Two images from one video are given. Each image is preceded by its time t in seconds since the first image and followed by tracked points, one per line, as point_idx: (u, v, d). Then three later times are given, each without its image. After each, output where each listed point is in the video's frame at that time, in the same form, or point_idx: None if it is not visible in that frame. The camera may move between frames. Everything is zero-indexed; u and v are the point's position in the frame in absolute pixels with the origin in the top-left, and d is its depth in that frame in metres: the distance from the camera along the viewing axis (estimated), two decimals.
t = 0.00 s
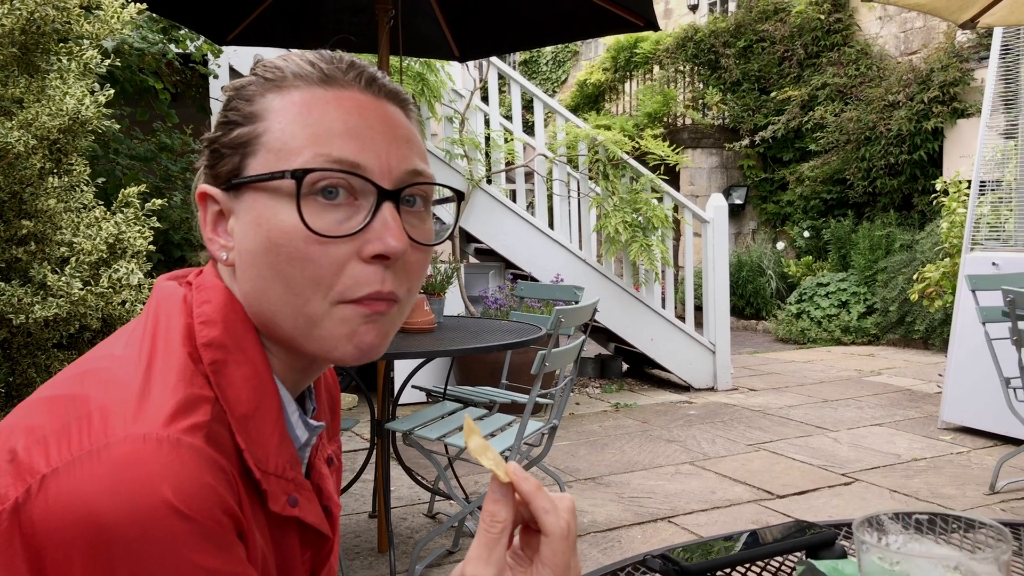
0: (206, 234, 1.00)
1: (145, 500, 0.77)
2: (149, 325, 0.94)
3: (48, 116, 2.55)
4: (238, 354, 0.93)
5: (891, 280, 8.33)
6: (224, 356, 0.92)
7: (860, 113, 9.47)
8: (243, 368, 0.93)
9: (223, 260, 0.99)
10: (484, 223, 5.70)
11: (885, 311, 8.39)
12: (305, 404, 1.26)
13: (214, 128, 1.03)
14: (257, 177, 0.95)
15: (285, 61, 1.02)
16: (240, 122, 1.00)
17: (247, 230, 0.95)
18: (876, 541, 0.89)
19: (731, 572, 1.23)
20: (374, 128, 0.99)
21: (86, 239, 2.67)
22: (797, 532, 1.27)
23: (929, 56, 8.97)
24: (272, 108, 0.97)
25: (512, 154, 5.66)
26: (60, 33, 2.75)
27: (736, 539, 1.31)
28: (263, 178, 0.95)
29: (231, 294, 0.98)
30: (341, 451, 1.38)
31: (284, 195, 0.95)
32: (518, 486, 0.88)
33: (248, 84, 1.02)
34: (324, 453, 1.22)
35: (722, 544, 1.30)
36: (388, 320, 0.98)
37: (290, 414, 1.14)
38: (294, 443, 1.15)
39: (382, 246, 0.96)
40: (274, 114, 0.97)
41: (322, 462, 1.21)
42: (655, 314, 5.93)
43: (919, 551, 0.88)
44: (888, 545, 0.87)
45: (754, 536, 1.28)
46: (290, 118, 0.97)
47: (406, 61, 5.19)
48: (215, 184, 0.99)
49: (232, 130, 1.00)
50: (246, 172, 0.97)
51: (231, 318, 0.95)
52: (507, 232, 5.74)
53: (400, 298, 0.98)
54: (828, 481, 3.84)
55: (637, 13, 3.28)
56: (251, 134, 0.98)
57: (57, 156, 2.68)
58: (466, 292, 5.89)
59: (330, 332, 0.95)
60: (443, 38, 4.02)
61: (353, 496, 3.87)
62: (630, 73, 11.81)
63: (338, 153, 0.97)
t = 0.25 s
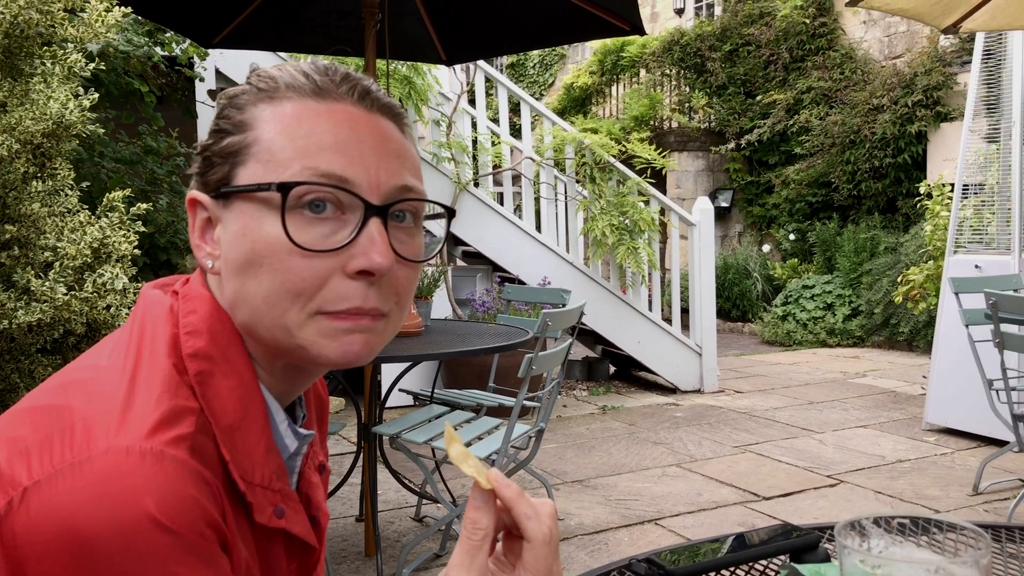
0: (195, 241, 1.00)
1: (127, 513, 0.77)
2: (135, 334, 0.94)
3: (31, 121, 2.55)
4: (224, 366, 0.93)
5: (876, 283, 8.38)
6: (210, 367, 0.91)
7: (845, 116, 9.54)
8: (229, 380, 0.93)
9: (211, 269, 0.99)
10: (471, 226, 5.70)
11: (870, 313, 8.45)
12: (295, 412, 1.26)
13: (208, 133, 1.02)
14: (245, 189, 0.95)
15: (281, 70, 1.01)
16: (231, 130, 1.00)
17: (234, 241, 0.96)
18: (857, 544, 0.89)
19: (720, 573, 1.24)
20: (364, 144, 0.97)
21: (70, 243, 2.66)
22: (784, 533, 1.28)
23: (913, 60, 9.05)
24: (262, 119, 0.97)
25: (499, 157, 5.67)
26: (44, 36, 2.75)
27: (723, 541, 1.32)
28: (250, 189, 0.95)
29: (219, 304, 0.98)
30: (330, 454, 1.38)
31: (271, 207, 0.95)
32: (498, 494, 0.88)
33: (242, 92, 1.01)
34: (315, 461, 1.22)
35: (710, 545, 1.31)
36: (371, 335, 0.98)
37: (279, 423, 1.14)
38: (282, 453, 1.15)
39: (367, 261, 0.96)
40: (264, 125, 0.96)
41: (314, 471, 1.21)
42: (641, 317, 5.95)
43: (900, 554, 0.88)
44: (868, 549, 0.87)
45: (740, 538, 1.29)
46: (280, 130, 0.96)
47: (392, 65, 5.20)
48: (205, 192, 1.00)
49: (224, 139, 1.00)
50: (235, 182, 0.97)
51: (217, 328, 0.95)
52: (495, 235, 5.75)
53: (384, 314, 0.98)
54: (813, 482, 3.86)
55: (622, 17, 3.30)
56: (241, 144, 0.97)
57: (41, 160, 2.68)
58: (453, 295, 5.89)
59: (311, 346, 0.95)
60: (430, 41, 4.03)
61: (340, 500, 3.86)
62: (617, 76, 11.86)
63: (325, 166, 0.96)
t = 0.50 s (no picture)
0: (187, 243, 1.00)
1: (122, 516, 0.76)
2: (128, 335, 0.93)
3: (19, 121, 2.54)
4: (219, 367, 0.92)
5: (866, 284, 8.42)
6: (204, 369, 0.90)
7: (835, 118, 9.58)
8: (223, 382, 0.92)
9: (203, 271, 0.99)
10: (461, 227, 5.70)
11: (860, 314, 8.49)
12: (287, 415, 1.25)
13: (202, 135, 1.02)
14: (237, 190, 0.95)
15: (275, 72, 1.00)
16: (225, 131, 0.99)
17: (225, 242, 0.95)
18: (848, 546, 0.89)
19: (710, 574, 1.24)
20: (357, 146, 0.97)
21: (58, 245, 2.64)
22: (775, 534, 1.28)
23: (902, 63, 9.09)
24: (255, 120, 0.96)
25: (490, 159, 5.67)
26: (32, 37, 2.73)
27: (714, 542, 1.32)
28: (242, 191, 0.95)
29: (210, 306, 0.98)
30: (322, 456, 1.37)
31: (263, 209, 0.94)
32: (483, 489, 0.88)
33: (236, 93, 1.01)
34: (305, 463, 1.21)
35: (701, 547, 1.31)
36: (362, 338, 0.97)
37: (272, 425, 1.13)
38: (275, 456, 1.14)
39: (358, 264, 0.96)
40: (257, 127, 0.96)
41: (303, 472, 1.19)
42: (633, 318, 5.96)
43: (891, 556, 0.88)
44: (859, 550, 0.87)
45: (731, 539, 1.29)
46: (273, 132, 0.96)
47: (383, 66, 5.19)
48: (198, 194, 0.99)
49: (217, 140, 0.99)
50: (227, 184, 0.96)
51: (211, 330, 0.94)
52: (486, 237, 5.75)
53: (375, 317, 0.98)
54: (804, 483, 3.87)
55: (614, 19, 3.30)
56: (234, 145, 0.97)
57: (29, 161, 2.66)
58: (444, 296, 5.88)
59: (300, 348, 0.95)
60: (421, 43, 4.02)
61: (331, 502, 3.85)
62: (608, 78, 11.87)
63: (317, 169, 0.96)
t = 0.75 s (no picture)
0: (189, 237, 1.00)
1: (125, 511, 0.76)
2: (128, 330, 0.92)
3: (16, 117, 2.54)
4: (220, 363, 0.92)
5: (863, 282, 8.43)
6: (205, 364, 0.90)
7: (832, 117, 9.59)
8: (224, 377, 0.92)
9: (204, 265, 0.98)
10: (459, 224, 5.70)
11: (857, 313, 8.50)
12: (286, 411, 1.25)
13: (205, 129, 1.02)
14: (239, 184, 0.94)
15: (279, 68, 1.00)
16: (228, 126, 0.99)
17: (227, 236, 0.95)
18: (849, 542, 0.89)
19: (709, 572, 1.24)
20: (360, 142, 0.97)
21: (56, 241, 2.64)
22: (772, 531, 1.28)
23: (899, 61, 9.11)
24: (260, 114, 0.96)
25: (488, 156, 5.67)
26: (30, 32, 2.73)
27: (712, 540, 1.32)
28: (245, 184, 0.94)
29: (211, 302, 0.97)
30: (321, 454, 1.36)
31: (265, 202, 0.94)
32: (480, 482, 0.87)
33: (241, 86, 1.00)
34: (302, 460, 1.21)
35: (699, 544, 1.32)
36: (363, 334, 0.97)
37: (272, 421, 1.13)
38: (276, 451, 1.14)
39: (360, 258, 0.95)
40: (261, 121, 0.96)
41: (303, 469, 1.20)
42: (630, 316, 5.96)
43: (892, 553, 0.88)
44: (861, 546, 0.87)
45: (728, 536, 1.29)
46: (277, 126, 0.95)
47: (381, 63, 5.19)
48: (202, 188, 0.99)
49: (221, 135, 0.99)
50: (230, 178, 0.96)
51: (212, 326, 0.93)
52: (484, 235, 5.75)
53: (376, 313, 0.97)
54: (801, 481, 3.88)
55: (613, 17, 3.30)
56: (237, 140, 0.97)
57: (26, 157, 2.66)
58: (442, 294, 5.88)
59: (301, 344, 0.94)
60: (419, 39, 4.01)
61: (329, 499, 3.85)
62: (606, 76, 11.87)
63: (320, 163, 0.96)
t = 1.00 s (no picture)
0: (174, 234, 0.97)
1: (105, 511, 0.75)
2: (110, 330, 0.91)
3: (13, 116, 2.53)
4: (203, 359, 0.92)
5: (862, 280, 8.44)
6: (188, 361, 0.90)
7: (832, 114, 9.58)
8: (208, 374, 0.91)
9: (194, 261, 0.96)
10: (458, 222, 5.70)
11: (856, 310, 8.52)
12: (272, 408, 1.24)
13: (182, 127, 1.00)
14: (234, 175, 0.93)
15: (258, 60, 1.00)
16: (211, 119, 0.98)
17: (222, 229, 0.93)
18: (846, 541, 0.89)
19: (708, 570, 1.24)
20: (351, 128, 0.98)
21: (54, 239, 2.64)
22: (770, 529, 1.28)
23: (898, 59, 9.11)
24: (248, 106, 0.95)
25: (487, 154, 5.67)
26: (28, 30, 2.72)
27: (710, 537, 1.32)
28: (239, 175, 0.93)
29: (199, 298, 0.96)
30: (310, 452, 1.35)
31: (261, 190, 0.93)
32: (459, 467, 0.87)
33: (221, 82, 1.00)
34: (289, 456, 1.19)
35: (697, 542, 1.32)
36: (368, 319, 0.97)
37: (257, 419, 1.12)
38: (262, 449, 1.14)
39: (363, 244, 0.95)
40: (251, 112, 0.95)
41: (288, 466, 1.17)
42: (629, 313, 5.96)
43: (889, 550, 0.88)
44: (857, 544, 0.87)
45: (727, 534, 1.29)
46: (269, 116, 0.95)
47: (380, 61, 5.19)
48: (185, 183, 0.97)
49: (204, 128, 0.98)
50: (220, 171, 0.94)
51: (196, 323, 0.93)
52: (482, 232, 5.75)
53: (378, 297, 0.97)
54: (800, 478, 3.88)
55: (612, 15, 3.28)
56: (226, 132, 0.95)
57: (24, 156, 2.66)
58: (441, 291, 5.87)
59: (308, 331, 0.93)
60: (417, 36, 4.00)
61: (328, 497, 3.85)
62: (605, 73, 11.86)
63: (317, 151, 0.96)
